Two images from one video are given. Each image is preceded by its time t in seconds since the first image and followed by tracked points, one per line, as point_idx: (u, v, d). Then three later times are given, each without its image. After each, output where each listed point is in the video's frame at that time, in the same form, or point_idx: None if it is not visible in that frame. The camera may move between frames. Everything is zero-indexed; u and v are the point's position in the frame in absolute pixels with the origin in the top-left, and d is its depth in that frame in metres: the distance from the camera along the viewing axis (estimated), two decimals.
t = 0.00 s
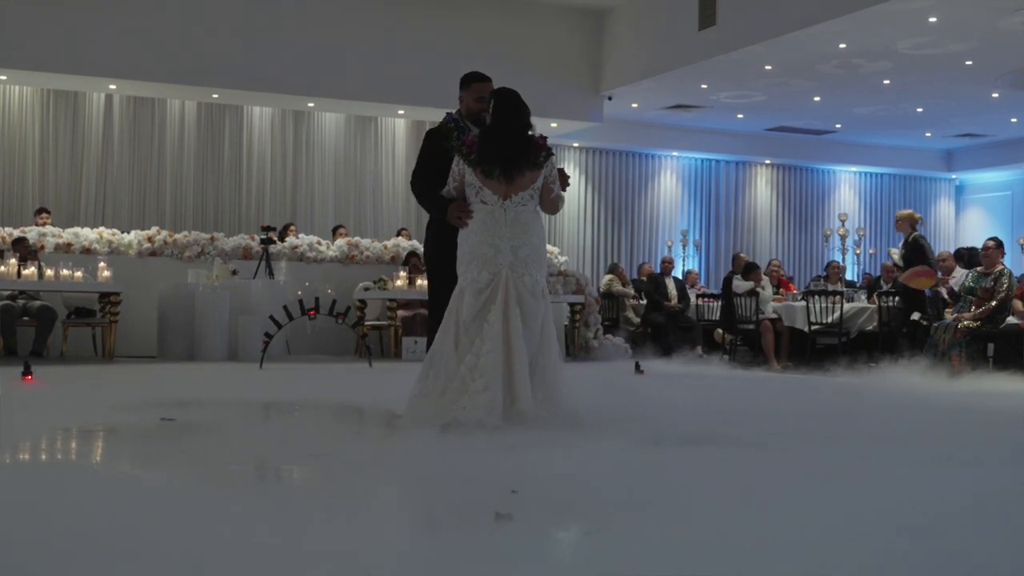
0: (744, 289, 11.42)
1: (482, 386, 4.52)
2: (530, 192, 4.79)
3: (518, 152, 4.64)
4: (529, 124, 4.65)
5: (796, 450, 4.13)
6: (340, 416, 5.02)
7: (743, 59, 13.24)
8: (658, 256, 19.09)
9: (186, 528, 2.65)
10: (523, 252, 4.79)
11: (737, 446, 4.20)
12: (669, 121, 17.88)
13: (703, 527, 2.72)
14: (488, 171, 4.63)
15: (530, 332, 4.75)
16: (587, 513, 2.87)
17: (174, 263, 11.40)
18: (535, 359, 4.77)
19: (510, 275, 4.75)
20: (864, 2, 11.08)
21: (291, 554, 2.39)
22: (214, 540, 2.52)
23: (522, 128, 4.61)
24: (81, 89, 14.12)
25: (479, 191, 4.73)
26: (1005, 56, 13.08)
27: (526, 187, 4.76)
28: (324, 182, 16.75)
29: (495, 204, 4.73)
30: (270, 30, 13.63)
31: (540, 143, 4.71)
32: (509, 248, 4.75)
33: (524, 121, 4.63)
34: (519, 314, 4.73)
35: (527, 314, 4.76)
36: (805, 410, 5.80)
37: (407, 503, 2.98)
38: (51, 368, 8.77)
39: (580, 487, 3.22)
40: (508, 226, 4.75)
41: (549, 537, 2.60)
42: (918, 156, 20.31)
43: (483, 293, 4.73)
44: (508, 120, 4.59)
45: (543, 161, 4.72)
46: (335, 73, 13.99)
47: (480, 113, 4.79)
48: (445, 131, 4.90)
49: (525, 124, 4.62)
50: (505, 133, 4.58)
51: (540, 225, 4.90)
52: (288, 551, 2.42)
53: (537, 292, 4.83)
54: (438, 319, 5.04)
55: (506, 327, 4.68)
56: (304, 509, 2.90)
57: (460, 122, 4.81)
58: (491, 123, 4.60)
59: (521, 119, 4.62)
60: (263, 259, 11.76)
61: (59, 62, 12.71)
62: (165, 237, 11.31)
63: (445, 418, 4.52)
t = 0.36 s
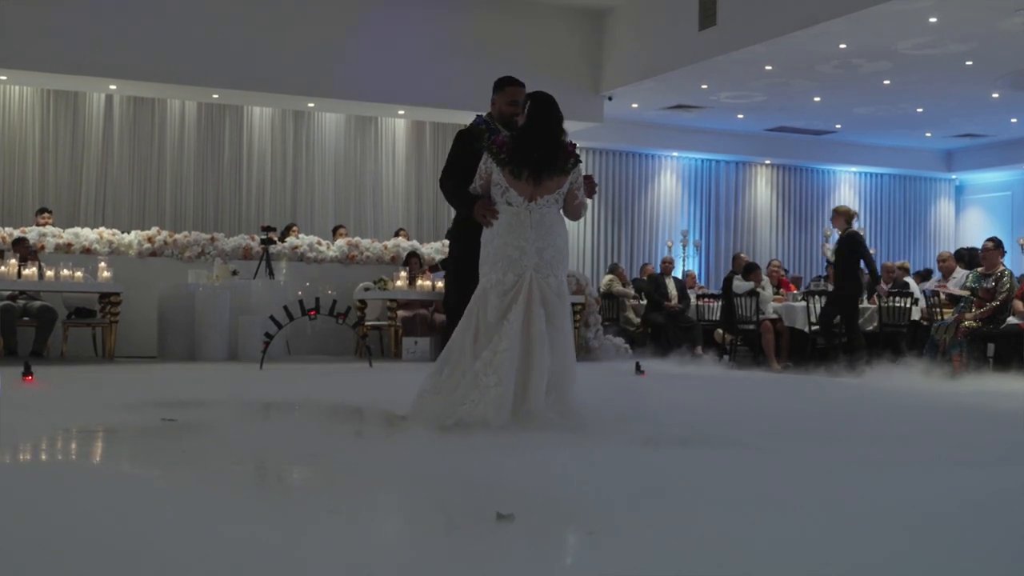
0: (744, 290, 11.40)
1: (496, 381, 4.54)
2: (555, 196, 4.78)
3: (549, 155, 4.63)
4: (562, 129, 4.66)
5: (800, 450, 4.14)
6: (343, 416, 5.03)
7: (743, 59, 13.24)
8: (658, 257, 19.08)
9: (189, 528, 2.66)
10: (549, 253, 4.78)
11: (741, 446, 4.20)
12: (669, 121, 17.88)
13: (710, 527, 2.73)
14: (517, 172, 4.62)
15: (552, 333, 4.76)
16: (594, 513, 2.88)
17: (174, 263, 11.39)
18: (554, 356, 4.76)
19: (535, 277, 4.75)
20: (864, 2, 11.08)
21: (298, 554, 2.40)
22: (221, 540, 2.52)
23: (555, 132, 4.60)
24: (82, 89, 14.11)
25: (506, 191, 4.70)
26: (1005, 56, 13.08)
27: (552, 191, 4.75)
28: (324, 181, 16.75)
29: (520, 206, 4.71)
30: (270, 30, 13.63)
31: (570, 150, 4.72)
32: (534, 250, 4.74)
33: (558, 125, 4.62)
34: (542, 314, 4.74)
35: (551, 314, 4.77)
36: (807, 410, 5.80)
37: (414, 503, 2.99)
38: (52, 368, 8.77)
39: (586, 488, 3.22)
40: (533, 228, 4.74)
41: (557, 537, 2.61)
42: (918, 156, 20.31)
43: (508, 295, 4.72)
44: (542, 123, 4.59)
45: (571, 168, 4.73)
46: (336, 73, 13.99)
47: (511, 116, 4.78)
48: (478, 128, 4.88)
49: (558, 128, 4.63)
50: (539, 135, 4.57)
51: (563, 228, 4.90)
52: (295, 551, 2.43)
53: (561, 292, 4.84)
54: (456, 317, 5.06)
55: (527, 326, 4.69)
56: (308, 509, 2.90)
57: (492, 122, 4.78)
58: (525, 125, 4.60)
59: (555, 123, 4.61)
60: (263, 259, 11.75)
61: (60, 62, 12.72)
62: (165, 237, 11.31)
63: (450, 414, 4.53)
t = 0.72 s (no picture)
0: (744, 290, 11.39)
1: (509, 386, 4.53)
2: (561, 197, 4.78)
3: (556, 155, 4.63)
4: (570, 130, 4.64)
5: (800, 450, 4.15)
6: (343, 417, 5.03)
7: (742, 59, 13.25)
8: (658, 257, 19.07)
9: (188, 528, 2.65)
10: (553, 254, 4.79)
11: (742, 446, 4.20)
12: (669, 121, 17.90)
13: (711, 527, 2.73)
14: (523, 172, 4.61)
15: (560, 334, 4.75)
16: (596, 513, 2.88)
17: (174, 264, 11.39)
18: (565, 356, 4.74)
19: (540, 277, 4.74)
20: (864, 2, 11.07)
21: (299, 555, 2.40)
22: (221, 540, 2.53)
23: (562, 132, 4.58)
24: (82, 90, 14.11)
25: (512, 191, 4.68)
26: (1005, 56, 13.09)
27: (559, 192, 4.74)
28: (324, 181, 16.75)
29: (526, 206, 4.70)
30: (270, 31, 13.63)
31: (577, 150, 4.71)
32: (539, 250, 4.74)
33: (565, 125, 4.60)
34: (550, 315, 4.74)
35: (558, 315, 4.77)
36: (806, 409, 5.81)
37: (416, 504, 2.99)
38: (52, 368, 8.77)
39: (588, 488, 3.22)
40: (538, 228, 4.74)
41: (560, 538, 2.60)
42: (917, 156, 20.31)
43: (514, 295, 4.72)
44: (550, 123, 4.56)
45: (577, 169, 4.72)
46: (336, 74, 14.00)
47: (521, 116, 4.76)
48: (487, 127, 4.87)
49: (566, 129, 4.60)
50: (545, 136, 4.56)
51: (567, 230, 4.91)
52: (296, 551, 2.43)
53: (566, 292, 4.83)
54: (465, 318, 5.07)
55: (536, 328, 4.69)
56: (307, 509, 2.90)
57: (501, 121, 4.77)
58: (532, 125, 4.58)
59: (563, 123, 4.59)
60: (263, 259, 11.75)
61: (59, 63, 12.72)
62: (165, 237, 11.30)
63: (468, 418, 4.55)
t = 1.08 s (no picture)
0: (743, 291, 11.33)
1: (511, 387, 4.51)
2: (560, 197, 4.81)
3: (554, 156, 4.65)
4: (568, 130, 4.67)
5: (799, 451, 4.16)
6: (343, 418, 5.03)
7: (742, 60, 13.27)
8: (658, 257, 19.07)
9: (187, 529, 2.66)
10: (553, 254, 4.80)
11: (742, 447, 4.21)
12: (669, 122, 17.91)
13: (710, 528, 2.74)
14: (523, 172, 4.63)
15: (560, 334, 4.77)
16: (596, 514, 2.89)
17: (174, 264, 11.40)
18: (564, 358, 4.76)
19: (540, 277, 4.75)
20: (864, 3, 11.07)
21: (299, 555, 2.41)
22: (222, 541, 2.54)
23: (561, 133, 4.61)
24: (81, 91, 14.12)
25: (510, 191, 4.70)
26: (1004, 57, 13.11)
27: (557, 192, 4.77)
28: (324, 182, 16.76)
29: (525, 206, 4.72)
30: (270, 31, 13.64)
31: (575, 151, 4.74)
32: (539, 251, 4.75)
33: (563, 126, 4.63)
34: (550, 315, 4.75)
35: (559, 315, 4.79)
36: (806, 410, 5.83)
37: (416, 504, 3.00)
38: (52, 369, 8.77)
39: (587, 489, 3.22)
40: (538, 228, 4.76)
41: (559, 539, 2.62)
42: (917, 156, 20.30)
43: (515, 295, 4.72)
44: (548, 124, 4.59)
45: (575, 169, 4.75)
46: (335, 74, 14.01)
47: (518, 116, 4.78)
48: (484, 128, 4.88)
49: (564, 130, 4.64)
50: (545, 137, 4.58)
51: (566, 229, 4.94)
52: (296, 552, 2.44)
53: (566, 293, 4.85)
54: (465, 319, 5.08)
55: (537, 328, 4.70)
56: (306, 510, 2.90)
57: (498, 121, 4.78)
58: (531, 126, 4.60)
59: (561, 124, 4.62)
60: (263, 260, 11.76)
61: (59, 63, 12.72)
62: (165, 237, 11.30)
63: (468, 417, 4.51)
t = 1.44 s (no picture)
0: (742, 302, 11.26)
1: (508, 403, 4.50)
2: (546, 208, 4.83)
3: (538, 167, 4.68)
4: (550, 142, 4.71)
5: (797, 463, 4.16)
6: (341, 431, 5.02)
7: (741, 72, 13.31)
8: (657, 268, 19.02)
9: (186, 541, 2.66)
10: (541, 267, 4.81)
11: (741, 460, 4.20)
12: (667, 133, 17.94)
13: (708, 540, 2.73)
14: (507, 184, 4.65)
15: (552, 348, 4.77)
16: (594, 527, 2.88)
17: (173, 276, 11.40)
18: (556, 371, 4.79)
19: (529, 289, 4.75)
20: (862, 15, 11.10)
21: (297, 567, 2.40)
22: (218, 553, 2.53)
23: (543, 143, 4.66)
24: (81, 103, 14.15)
25: (496, 204, 4.73)
26: (1002, 69, 13.15)
27: (543, 204, 4.80)
28: (323, 193, 16.77)
29: (512, 218, 4.74)
30: (269, 43, 13.67)
31: (559, 162, 4.78)
32: (528, 263, 4.76)
33: (545, 138, 4.68)
34: (541, 328, 4.74)
35: (549, 327, 4.78)
36: (804, 422, 5.82)
37: (414, 516, 2.99)
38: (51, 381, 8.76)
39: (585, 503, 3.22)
40: (526, 241, 4.77)
41: (557, 552, 2.61)
42: (916, 167, 20.33)
43: (505, 308, 4.71)
44: (530, 135, 4.64)
45: (559, 180, 4.78)
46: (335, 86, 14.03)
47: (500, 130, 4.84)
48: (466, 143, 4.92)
49: (546, 141, 4.68)
50: (527, 148, 4.62)
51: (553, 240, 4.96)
52: (293, 565, 2.43)
53: (556, 305, 4.85)
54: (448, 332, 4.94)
55: (529, 341, 4.68)
56: (304, 523, 2.89)
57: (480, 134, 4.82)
58: (513, 138, 4.65)
59: (543, 135, 4.67)
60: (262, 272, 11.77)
61: (59, 75, 12.74)
62: (165, 250, 11.30)
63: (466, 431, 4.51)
